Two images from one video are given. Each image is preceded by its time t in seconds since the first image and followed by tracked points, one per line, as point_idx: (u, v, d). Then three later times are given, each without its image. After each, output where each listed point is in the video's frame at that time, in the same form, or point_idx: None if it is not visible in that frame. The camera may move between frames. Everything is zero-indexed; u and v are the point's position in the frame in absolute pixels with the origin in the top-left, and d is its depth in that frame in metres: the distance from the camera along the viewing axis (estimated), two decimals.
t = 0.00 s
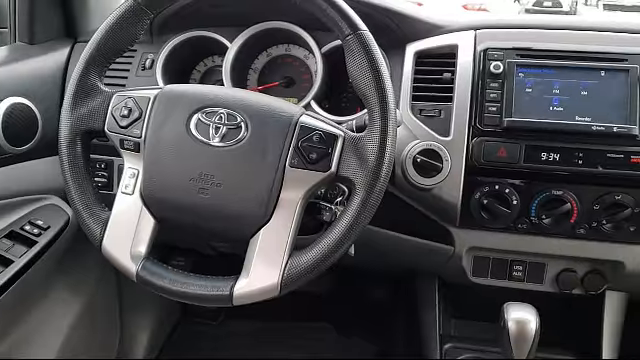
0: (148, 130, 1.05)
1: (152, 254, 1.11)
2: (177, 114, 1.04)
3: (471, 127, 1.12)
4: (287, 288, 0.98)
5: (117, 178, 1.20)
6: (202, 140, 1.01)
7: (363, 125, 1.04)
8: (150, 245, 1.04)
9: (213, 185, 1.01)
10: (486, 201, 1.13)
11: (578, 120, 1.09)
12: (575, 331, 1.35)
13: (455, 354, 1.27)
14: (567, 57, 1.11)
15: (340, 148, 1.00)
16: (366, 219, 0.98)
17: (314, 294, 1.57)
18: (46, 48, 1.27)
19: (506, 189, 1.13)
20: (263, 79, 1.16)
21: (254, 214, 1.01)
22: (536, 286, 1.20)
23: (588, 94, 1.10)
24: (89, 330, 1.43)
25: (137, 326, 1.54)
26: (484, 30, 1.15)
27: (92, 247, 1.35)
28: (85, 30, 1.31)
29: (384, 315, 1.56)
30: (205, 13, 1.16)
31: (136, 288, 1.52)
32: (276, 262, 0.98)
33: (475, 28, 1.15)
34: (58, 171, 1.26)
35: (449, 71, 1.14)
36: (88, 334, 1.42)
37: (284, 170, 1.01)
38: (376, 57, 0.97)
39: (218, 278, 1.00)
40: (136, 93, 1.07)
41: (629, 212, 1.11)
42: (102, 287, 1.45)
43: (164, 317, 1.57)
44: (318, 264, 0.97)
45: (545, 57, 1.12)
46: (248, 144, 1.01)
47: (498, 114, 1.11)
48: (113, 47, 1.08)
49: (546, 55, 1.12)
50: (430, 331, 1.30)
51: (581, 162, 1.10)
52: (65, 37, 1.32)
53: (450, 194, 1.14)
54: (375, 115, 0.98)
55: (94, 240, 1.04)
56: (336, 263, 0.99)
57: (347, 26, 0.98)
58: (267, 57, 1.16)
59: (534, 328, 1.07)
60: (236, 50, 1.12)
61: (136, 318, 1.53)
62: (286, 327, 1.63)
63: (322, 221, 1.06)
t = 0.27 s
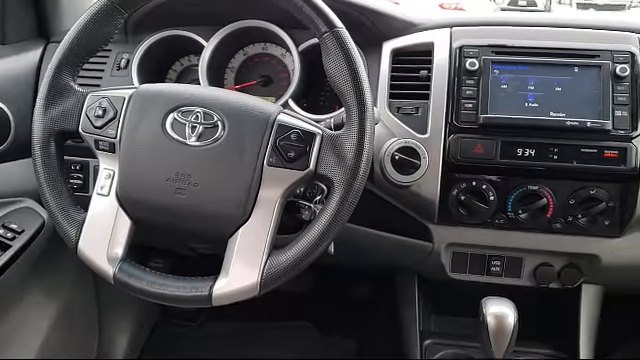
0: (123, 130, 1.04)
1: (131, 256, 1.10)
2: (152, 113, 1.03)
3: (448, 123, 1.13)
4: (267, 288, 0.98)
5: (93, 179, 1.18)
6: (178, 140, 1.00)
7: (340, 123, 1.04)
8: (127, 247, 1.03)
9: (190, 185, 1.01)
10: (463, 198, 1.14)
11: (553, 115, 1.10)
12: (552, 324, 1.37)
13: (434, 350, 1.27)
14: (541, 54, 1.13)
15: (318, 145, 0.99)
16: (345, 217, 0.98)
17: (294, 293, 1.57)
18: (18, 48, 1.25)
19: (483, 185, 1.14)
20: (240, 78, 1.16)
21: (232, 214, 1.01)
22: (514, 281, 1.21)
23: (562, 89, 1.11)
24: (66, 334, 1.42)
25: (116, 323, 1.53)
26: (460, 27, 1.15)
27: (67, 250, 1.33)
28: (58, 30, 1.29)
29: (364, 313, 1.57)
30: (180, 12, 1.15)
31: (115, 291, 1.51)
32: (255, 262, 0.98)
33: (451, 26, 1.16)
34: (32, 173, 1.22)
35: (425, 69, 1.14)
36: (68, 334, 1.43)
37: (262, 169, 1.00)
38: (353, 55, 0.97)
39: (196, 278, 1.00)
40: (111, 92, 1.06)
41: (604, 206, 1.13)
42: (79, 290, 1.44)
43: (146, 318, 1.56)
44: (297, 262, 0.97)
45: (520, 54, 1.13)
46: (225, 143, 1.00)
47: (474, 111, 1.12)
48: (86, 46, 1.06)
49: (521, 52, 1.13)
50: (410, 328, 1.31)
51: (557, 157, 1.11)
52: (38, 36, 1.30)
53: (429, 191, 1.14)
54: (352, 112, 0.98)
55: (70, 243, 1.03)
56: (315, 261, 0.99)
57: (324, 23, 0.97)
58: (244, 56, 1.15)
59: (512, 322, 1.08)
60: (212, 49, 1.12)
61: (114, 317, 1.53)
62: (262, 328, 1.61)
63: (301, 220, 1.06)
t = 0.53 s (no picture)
0: (99, 132, 1.03)
1: (109, 259, 1.09)
2: (128, 115, 1.02)
3: (424, 122, 1.13)
4: (247, 288, 0.98)
5: (69, 182, 1.18)
6: (155, 141, 1.00)
7: (319, 123, 1.04)
8: (105, 250, 1.02)
9: (168, 186, 1.00)
10: (441, 195, 1.15)
11: (527, 112, 1.12)
12: (531, 318, 1.38)
13: (414, 347, 1.29)
14: (514, 52, 1.14)
15: (296, 145, 0.99)
16: (325, 216, 0.98)
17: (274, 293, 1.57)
18: None
19: (460, 181, 1.16)
20: (217, 78, 1.17)
21: (211, 215, 1.00)
22: (492, 276, 1.22)
23: (535, 87, 1.13)
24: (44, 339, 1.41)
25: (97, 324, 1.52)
26: (434, 27, 1.17)
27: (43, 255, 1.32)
28: (31, 32, 1.28)
29: (347, 310, 1.57)
30: (155, 13, 1.15)
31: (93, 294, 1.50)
32: (235, 262, 0.98)
33: (426, 25, 1.17)
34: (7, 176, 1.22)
35: (402, 67, 1.15)
36: (47, 338, 1.42)
37: (240, 169, 1.00)
38: (330, 54, 0.97)
39: (176, 280, 0.99)
40: (86, 95, 1.05)
41: (578, 200, 1.15)
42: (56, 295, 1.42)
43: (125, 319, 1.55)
44: (278, 262, 0.97)
45: (494, 52, 1.14)
46: (202, 144, 1.00)
47: (450, 109, 1.13)
48: (60, 48, 1.05)
49: (494, 50, 1.15)
50: (391, 327, 1.32)
51: (531, 153, 1.13)
52: (11, 39, 1.28)
53: (406, 188, 1.15)
54: (330, 111, 0.97)
55: (46, 247, 1.02)
56: (295, 261, 0.99)
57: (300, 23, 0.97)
58: (220, 57, 1.16)
59: (490, 317, 1.10)
60: (188, 50, 1.12)
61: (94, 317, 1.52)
62: (244, 329, 1.62)
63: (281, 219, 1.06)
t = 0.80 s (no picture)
0: (80, 135, 1.02)
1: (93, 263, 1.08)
2: (110, 117, 1.01)
3: (408, 120, 1.14)
4: (233, 290, 0.97)
5: (51, 186, 1.16)
6: (137, 143, 0.99)
7: (303, 122, 1.03)
8: (89, 254, 1.02)
9: (151, 189, 0.99)
10: (425, 193, 1.16)
11: (509, 110, 1.13)
12: (516, 314, 1.39)
13: (401, 345, 1.32)
14: (495, 50, 1.15)
15: (281, 145, 0.99)
16: (310, 216, 0.97)
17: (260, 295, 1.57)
18: None
19: (443, 179, 1.16)
20: (199, 79, 1.17)
21: (195, 217, 1.00)
22: (477, 273, 1.23)
23: (517, 84, 1.13)
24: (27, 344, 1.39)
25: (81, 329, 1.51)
26: (416, 26, 1.17)
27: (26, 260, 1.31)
28: (10, 35, 1.27)
29: (333, 309, 1.59)
30: (136, 15, 1.14)
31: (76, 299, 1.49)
32: (220, 264, 0.97)
33: (407, 24, 1.17)
34: None
35: (385, 67, 1.15)
36: (30, 342, 1.40)
37: (224, 170, 1.00)
38: (313, 54, 0.96)
39: (160, 283, 0.98)
40: (66, 97, 1.04)
41: (560, 196, 1.16)
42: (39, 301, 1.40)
43: (110, 323, 1.54)
44: (263, 263, 0.96)
45: (476, 50, 1.15)
46: (185, 146, 0.99)
47: (433, 107, 1.13)
48: (39, 50, 1.03)
49: (475, 48, 1.15)
50: (378, 325, 1.34)
51: (514, 150, 1.14)
52: None
53: (391, 187, 1.15)
54: (313, 110, 0.97)
55: (29, 253, 1.00)
56: (281, 261, 0.98)
57: (282, 23, 0.96)
58: (203, 58, 1.16)
59: (476, 313, 1.10)
60: (170, 50, 1.12)
61: (78, 322, 1.50)
62: (228, 331, 1.59)
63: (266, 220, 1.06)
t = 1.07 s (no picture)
0: (61, 137, 1.01)
1: (77, 265, 1.08)
2: (92, 119, 1.00)
3: (391, 119, 1.14)
4: (218, 291, 0.97)
5: (32, 188, 1.15)
6: (120, 144, 0.99)
7: (287, 122, 1.03)
8: (72, 257, 1.01)
9: (134, 190, 0.99)
10: (409, 191, 1.16)
11: (491, 108, 1.13)
12: (500, 310, 1.41)
13: (387, 343, 1.33)
14: (477, 48, 1.16)
15: (265, 146, 0.98)
16: (296, 216, 0.97)
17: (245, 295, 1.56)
18: None
19: (427, 177, 1.17)
20: (182, 80, 1.16)
21: (179, 218, 0.99)
22: (461, 270, 1.24)
23: (499, 83, 1.14)
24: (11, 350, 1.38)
25: (65, 333, 1.51)
26: (398, 25, 1.18)
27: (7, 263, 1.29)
28: None
29: (319, 310, 1.59)
30: (117, 15, 1.13)
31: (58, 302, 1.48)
32: (205, 265, 0.97)
33: (390, 24, 1.18)
34: None
35: (367, 66, 1.16)
36: (15, 347, 1.39)
37: (208, 171, 0.99)
38: (296, 53, 0.96)
39: (144, 285, 0.98)
40: (47, 99, 1.03)
41: (542, 193, 1.17)
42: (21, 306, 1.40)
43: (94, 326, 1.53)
44: (249, 263, 0.96)
45: (458, 49, 1.16)
46: (168, 146, 0.99)
47: (416, 106, 1.13)
48: (19, 51, 1.02)
49: (457, 47, 1.16)
50: (364, 324, 1.34)
51: (496, 148, 1.14)
52: None
53: (375, 185, 1.15)
54: (297, 109, 0.96)
55: (10, 255, 1.00)
56: (267, 261, 0.98)
57: (264, 22, 0.95)
58: (185, 58, 1.16)
59: (461, 310, 1.11)
60: (152, 51, 1.12)
61: (61, 325, 1.51)
62: (213, 333, 1.59)
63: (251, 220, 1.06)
